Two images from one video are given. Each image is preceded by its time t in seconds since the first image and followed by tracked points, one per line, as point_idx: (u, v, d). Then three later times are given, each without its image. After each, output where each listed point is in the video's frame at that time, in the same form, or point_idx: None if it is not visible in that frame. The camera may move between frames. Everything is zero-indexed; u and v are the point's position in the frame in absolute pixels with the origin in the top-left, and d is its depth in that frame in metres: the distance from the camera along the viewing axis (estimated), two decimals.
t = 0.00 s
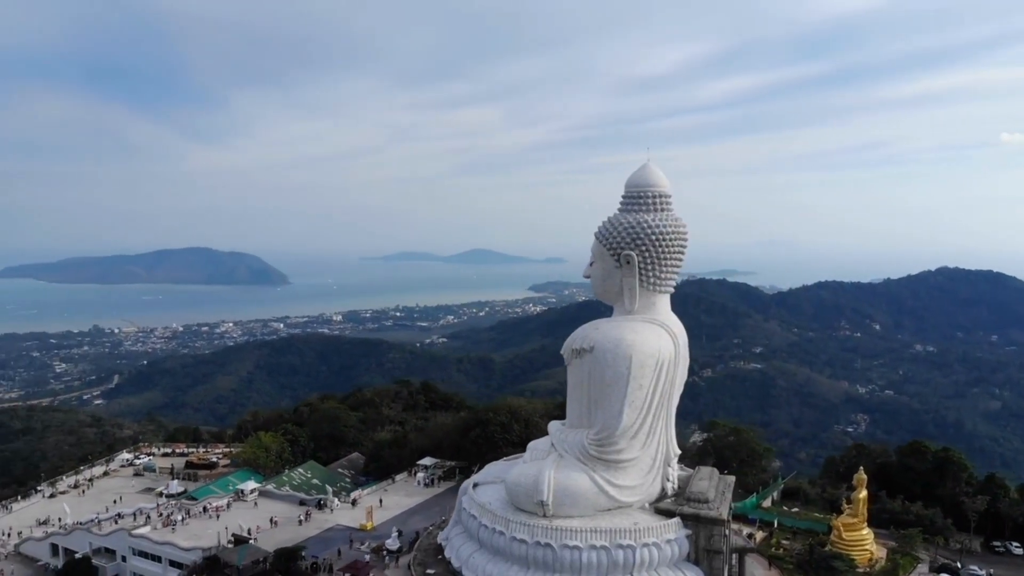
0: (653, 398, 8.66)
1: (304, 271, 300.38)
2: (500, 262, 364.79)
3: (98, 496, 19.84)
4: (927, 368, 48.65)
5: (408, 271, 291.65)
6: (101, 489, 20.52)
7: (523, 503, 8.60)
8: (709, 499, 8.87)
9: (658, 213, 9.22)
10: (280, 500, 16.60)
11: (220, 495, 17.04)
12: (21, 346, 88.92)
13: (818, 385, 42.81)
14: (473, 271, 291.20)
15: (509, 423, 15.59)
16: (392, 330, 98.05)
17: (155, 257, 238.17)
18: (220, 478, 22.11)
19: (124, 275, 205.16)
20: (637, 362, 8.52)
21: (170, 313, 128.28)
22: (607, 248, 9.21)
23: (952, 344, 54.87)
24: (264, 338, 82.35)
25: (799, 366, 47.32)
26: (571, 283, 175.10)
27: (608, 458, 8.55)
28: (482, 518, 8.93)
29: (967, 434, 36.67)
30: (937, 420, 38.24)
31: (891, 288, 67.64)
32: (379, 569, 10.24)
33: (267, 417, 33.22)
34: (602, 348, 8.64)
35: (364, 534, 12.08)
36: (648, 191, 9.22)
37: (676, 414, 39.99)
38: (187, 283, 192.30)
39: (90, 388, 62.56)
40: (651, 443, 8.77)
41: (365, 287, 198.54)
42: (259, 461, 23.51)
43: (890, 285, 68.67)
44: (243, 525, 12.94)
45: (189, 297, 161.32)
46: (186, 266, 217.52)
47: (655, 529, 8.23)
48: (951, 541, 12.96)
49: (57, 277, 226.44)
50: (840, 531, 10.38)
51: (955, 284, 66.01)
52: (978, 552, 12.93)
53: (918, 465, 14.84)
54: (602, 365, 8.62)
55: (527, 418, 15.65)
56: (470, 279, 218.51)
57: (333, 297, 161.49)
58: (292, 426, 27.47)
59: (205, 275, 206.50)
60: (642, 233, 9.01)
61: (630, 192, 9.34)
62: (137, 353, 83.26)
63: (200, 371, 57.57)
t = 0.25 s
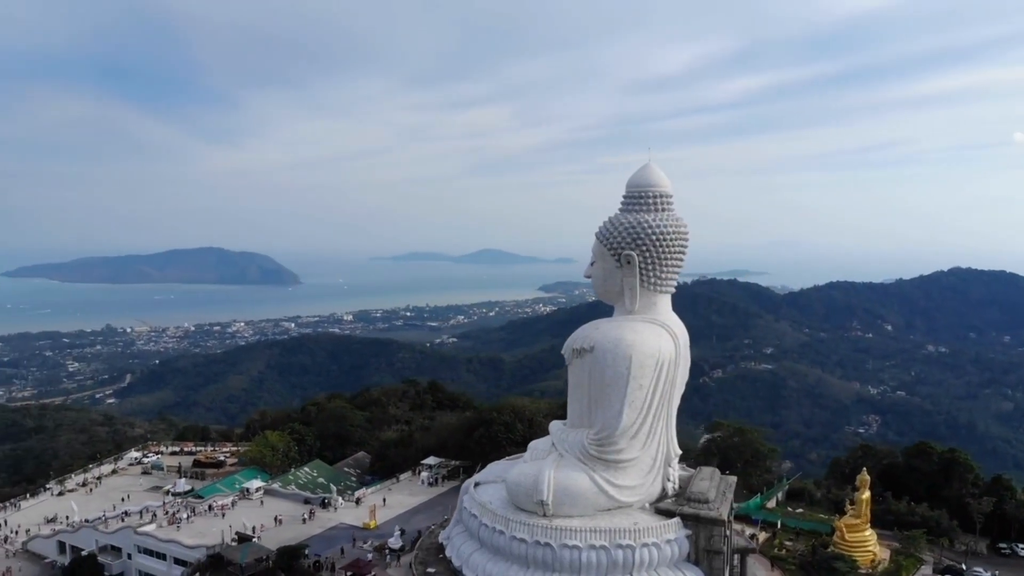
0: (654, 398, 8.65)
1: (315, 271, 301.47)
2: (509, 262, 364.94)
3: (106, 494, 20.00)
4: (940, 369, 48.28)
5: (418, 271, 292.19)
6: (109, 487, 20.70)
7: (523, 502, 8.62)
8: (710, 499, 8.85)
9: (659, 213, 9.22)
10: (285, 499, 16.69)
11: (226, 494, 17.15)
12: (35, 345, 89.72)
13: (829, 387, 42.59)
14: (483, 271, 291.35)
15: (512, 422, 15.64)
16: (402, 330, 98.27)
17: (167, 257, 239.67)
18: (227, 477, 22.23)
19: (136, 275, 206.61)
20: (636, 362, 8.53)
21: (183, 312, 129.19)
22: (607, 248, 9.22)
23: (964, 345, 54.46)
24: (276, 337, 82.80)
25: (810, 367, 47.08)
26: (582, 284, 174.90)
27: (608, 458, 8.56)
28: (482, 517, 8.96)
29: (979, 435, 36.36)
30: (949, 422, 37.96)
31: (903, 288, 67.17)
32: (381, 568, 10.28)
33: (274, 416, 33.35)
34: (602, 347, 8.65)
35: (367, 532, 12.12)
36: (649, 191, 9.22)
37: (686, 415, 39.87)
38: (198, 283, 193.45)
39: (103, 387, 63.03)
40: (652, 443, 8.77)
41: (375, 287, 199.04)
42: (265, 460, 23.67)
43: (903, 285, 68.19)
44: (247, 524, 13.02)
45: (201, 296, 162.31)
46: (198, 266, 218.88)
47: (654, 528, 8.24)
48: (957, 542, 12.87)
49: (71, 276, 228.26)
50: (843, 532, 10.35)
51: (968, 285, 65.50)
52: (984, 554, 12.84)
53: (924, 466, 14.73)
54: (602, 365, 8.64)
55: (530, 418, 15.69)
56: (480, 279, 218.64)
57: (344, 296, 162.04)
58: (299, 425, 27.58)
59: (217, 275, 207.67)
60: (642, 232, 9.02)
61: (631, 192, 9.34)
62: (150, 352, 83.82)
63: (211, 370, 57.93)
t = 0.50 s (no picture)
0: (654, 398, 8.65)
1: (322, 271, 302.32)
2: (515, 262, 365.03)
3: (111, 493, 20.12)
4: (949, 370, 48.04)
5: (424, 271, 292.59)
6: (115, 486, 20.81)
7: (523, 502, 8.63)
8: (710, 499, 8.84)
9: (659, 213, 9.21)
10: (288, 498, 16.74)
11: (230, 493, 17.22)
12: (45, 345, 90.28)
13: (838, 387, 42.43)
14: (490, 271, 291.45)
15: (515, 422, 15.70)
16: (410, 329, 98.42)
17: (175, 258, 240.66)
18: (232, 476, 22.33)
19: (145, 275, 207.61)
20: (636, 362, 8.53)
21: (191, 312, 129.81)
22: (608, 248, 9.22)
23: (974, 346, 54.19)
24: (283, 337, 83.05)
25: (818, 367, 46.90)
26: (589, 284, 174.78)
27: (608, 457, 8.57)
28: (482, 517, 8.97)
29: (989, 436, 36.15)
30: (959, 423, 37.76)
31: (912, 288, 66.86)
32: (382, 567, 10.31)
33: (279, 415, 33.42)
34: (602, 347, 8.65)
35: (369, 532, 12.16)
36: (649, 191, 9.22)
37: (693, 416, 39.79)
38: (206, 283, 194.28)
39: (112, 386, 63.37)
40: (652, 443, 8.77)
41: (383, 287, 199.36)
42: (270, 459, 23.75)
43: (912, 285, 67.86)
44: (250, 523, 13.08)
45: (209, 296, 163.02)
46: (206, 267, 219.81)
47: (654, 528, 8.23)
48: (961, 544, 12.80)
49: (80, 276, 229.55)
50: (845, 533, 10.33)
51: (978, 286, 65.15)
52: (989, 556, 12.77)
53: (927, 467, 14.68)
54: (602, 365, 8.65)
55: (533, 418, 15.70)
56: (487, 279, 218.76)
57: (352, 296, 162.42)
58: (303, 425, 27.67)
59: (225, 275, 208.50)
60: (643, 233, 9.02)
61: (632, 192, 9.34)
62: (158, 352, 84.18)
63: (220, 370, 58.15)
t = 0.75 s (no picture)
0: (653, 398, 8.65)
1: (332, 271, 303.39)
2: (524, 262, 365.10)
3: (119, 491, 20.28)
4: (961, 371, 47.70)
5: (434, 271, 293.06)
6: (122, 484, 20.96)
7: (523, 502, 8.64)
8: (711, 499, 8.83)
9: (660, 213, 9.21)
10: (293, 497, 16.82)
11: (236, 491, 17.33)
12: (58, 344, 91.00)
13: (849, 388, 42.20)
14: (498, 271, 291.55)
15: (519, 422, 15.76)
16: (419, 329, 98.62)
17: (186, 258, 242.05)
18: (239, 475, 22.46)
19: (156, 275, 208.94)
20: (636, 362, 8.53)
21: (203, 312, 130.58)
22: (609, 248, 9.23)
23: (986, 347, 53.79)
24: (294, 337, 83.43)
25: (829, 368, 46.66)
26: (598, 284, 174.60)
27: (608, 457, 8.57)
28: (483, 516, 8.99)
29: (1002, 437, 35.88)
30: (971, 424, 37.49)
31: (924, 288, 66.41)
32: (384, 566, 10.35)
33: (288, 414, 33.56)
34: (602, 347, 8.66)
35: (372, 530, 12.20)
36: (650, 191, 9.21)
37: (702, 416, 39.68)
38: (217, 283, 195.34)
39: (125, 385, 63.79)
40: (652, 443, 8.77)
41: (393, 287, 199.85)
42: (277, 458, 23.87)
43: (924, 286, 67.40)
44: (254, 521, 13.15)
45: (220, 296, 163.92)
46: (217, 266, 220.97)
47: (654, 528, 8.24)
48: (967, 546, 12.72)
49: (92, 275, 231.28)
50: (848, 534, 10.30)
51: (991, 286, 64.64)
52: (995, 558, 12.68)
53: (933, 468, 14.60)
54: (602, 365, 8.66)
55: (537, 418, 15.73)
56: (496, 279, 218.85)
57: (362, 296, 162.90)
58: (310, 424, 27.80)
59: (236, 275, 209.52)
60: (643, 232, 9.01)
61: (633, 192, 9.34)
62: (170, 351, 84.68)
63: (231, 369, 58.46)
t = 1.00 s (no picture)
0: (654, 398, 8.65)
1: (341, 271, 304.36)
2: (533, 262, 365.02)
3: (126, 489, 20.44)
4: (974, 372, 47.36)
5: (443, 271, 293.50)
6: (129, 482, 21.11)
7: (523, 502, 8.66)
8: (711, 500, 8.82)
9: (661, 213, 9.20)
10: (297, 496, 16.90)
11: (241, 490, 17.43)
12: (71, 343, 91.68)
13: (860, 389, 41.96)
14: (507, 271, 291.61)
15: (522, 422, 15.84)
16: (429, 329, 98.80)
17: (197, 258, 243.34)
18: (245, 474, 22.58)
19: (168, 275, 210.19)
20: (636, 362, 8.53)
21: (214, 312, 131.29)
22: (609, 248, 9.23)
23: (999, 348, 53.38)
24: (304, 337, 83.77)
25: (840, 369, 46.38)
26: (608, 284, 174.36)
27: (608, 457, 8.57)
28: (483, 515, 9.02)
29: (1015, 439, 35.60)
30: (983, 425, 37.22)
31: (937, 289, 65.95)
32: (386, 565, 10.39)
33: (296, 413, 33.64)
34: (602, 347, 8.67)
35: (375, 529, 12.24)
36: (651, 191, 9.21)
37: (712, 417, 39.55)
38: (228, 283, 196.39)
39: (136, 385, 64.19)
40: (652, 443, 8.77)
41: (403, 287, 200.21)
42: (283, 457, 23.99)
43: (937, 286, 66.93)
44: (258, 520, 13.22)
45: (231, 296, 164.73)
46: (228, 266, 222.15)
47: (653, 528, 8.24)
48: (972, 548, 12.63)
49: (105, 275, 232.94)
50: (851, 535, 10.26)
51: (1004, 287, 64.12)
52: (1001, 560, 12.59)
53: (939, 470, 14.50)
54: (602, 365, 8.66)
55: (541, 418, 15.76)
56: (506, 279, 218.90)
57: (371, 296, 163.33)
58: (316, 424, 27.89)
59: (247, 275, 210.54)
60: (644, 233, 9.01)
61: (633, 192, 9.34)
62: (182, 350, 85.17)
63: (241, 369, 58.73)
